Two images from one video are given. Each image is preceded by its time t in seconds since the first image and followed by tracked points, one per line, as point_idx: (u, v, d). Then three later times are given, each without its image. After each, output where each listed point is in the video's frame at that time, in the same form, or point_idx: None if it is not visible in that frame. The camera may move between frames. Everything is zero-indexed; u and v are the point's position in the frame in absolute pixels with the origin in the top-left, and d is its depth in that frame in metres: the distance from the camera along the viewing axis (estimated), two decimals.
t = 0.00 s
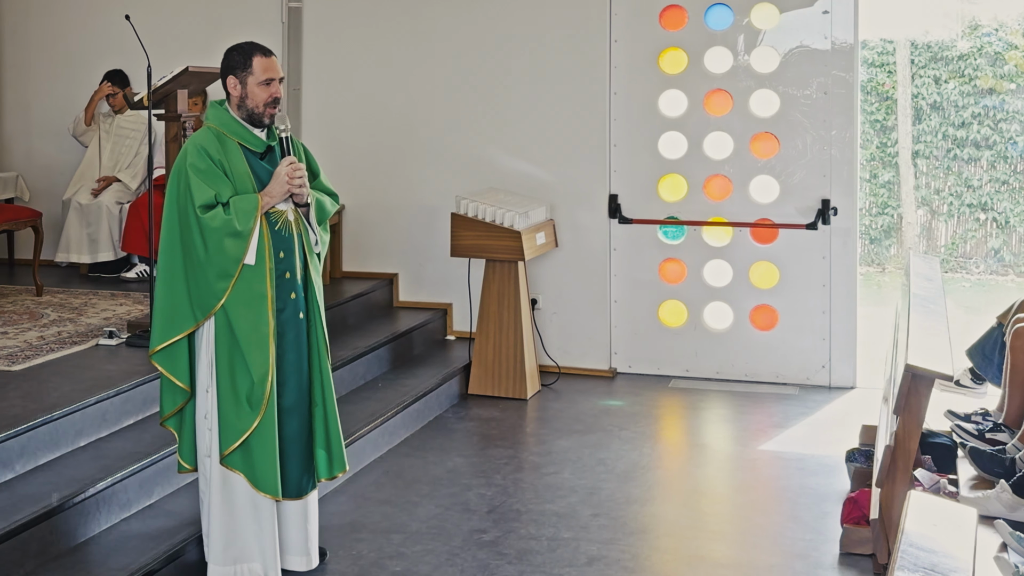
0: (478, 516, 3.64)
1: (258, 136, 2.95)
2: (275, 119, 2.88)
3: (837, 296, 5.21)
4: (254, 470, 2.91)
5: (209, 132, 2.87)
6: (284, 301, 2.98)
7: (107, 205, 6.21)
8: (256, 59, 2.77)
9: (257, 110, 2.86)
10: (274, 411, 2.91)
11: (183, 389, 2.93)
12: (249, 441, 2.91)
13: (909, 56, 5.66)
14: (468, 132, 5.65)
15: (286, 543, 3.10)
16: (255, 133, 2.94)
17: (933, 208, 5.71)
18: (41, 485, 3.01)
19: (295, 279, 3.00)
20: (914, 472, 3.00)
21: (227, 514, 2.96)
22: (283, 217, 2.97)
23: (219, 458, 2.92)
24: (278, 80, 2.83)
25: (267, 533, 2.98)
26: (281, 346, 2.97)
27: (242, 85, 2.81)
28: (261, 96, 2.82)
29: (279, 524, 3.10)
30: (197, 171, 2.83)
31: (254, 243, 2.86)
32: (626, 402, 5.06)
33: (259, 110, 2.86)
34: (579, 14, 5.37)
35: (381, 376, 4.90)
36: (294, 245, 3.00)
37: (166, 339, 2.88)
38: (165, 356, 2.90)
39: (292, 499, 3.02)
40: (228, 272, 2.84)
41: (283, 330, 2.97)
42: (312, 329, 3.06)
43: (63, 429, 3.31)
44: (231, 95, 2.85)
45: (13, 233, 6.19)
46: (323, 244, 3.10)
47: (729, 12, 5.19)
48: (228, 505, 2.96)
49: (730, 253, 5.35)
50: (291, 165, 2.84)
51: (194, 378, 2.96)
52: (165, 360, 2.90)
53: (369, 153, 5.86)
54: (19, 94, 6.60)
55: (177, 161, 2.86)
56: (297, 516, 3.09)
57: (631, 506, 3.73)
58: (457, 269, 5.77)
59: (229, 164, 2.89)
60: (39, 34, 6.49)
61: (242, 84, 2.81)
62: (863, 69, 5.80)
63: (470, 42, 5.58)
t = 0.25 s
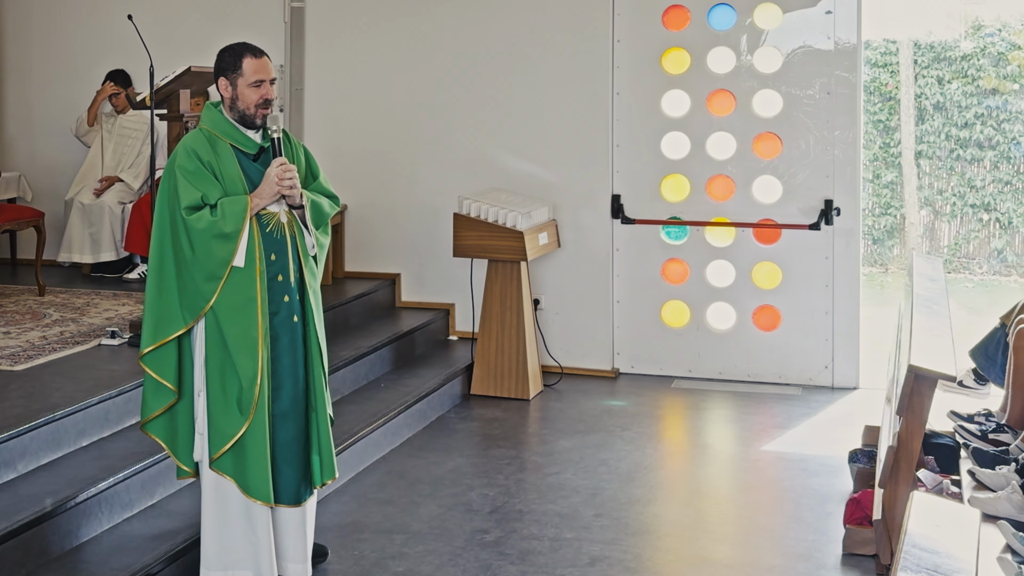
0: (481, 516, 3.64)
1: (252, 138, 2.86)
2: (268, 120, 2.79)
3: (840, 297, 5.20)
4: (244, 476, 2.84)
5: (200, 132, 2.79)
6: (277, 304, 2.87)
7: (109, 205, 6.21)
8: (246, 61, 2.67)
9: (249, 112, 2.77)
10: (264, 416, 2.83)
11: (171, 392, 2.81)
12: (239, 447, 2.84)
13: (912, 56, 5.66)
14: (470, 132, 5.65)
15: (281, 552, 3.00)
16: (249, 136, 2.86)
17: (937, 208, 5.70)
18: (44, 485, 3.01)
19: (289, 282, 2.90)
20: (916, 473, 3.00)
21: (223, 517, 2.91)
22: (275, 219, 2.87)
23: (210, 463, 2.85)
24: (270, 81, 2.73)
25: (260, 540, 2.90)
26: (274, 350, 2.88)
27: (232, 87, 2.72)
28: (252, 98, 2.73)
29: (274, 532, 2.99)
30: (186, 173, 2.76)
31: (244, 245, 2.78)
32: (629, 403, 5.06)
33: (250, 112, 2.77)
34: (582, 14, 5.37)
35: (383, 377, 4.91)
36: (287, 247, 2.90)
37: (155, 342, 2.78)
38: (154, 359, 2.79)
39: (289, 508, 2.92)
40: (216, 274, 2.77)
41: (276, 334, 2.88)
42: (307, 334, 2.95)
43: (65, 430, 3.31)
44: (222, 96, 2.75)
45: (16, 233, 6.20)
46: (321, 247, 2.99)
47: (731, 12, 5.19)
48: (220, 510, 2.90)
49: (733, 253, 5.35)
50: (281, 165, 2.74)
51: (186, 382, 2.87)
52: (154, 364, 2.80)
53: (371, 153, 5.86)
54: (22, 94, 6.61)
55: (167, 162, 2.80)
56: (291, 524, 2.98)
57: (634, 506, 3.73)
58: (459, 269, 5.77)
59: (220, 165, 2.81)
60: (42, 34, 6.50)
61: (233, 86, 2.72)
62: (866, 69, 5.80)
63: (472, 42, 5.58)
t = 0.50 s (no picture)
0: (483, 515, 3.64)
1: (251, 138, 2.85)
2: (267, 120, 2.77)
3: (842, 295, 5.20)
4: (236, 478, 2.82)
5: (198, 133, 2.79)
6: (276, 305, 2.87)
7: (111, 204, 6.21)
8: (244, 60, 2.66)
9: (247, 111, 2.75)
10: (258, 418, 2.82)
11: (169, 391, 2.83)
12: (232, 448, 2.83)
13: (914, 55, 5.65)
14: (472, 131, 5.65)
15: (287, 554, 3.00)
16: (247, 135, 2.85)
17: (938, 207, 5.71)
18: (45, 485, 3.02)
19: (287, 282, 2.89)
20: (918, 472, 3.00)
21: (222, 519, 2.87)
22: (273, 219, 2.87)
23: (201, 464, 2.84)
24: (268, 80, 2.72)
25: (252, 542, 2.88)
26: (271, 351, 2.87)
27: (230, 86, 2.71)
28: (250, 97, 2.71)
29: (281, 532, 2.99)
30: (182, 173, 2.76)
31: (240, 245, 2.77)
32: (631, 402, 5.06)
33: (249, 111, 2.76)
34: (584, 13, 5.36)
35: (385, 376, 4.91)
36: (285, 247, 2.89)
37: (152, 342, 2.79)
38: (152, 358, 2.81)
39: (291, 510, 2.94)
40: (211, 274, 2.77)
41: (273, 335, 2.87)
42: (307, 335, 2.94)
43: (67, 429, 3.32)
44: (220, 96, 2.74)
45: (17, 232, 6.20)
46: (322, 247, 2.96)
47: (733, 11, 5.18)
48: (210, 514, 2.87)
49: (735, 252, 5.34)
50: (278, 166, 2.73)
51: (184, 382, 2.88)
52: (152, 363, 2.81)
53: (373, 153, 5.86)
54: (24, 94, 6.61)
55: (166, 162, 2.80)
56: (288, 526, 2.99)
57: (635, 505, 3.73)
58: (461, 268, 5.77)
59: (218, 166, 2.80)
60: (44, 34, 6.50)
61: (231, 86, 2.71)
62: (868, 67, 5.79)
63: (474, 41, 5.58)
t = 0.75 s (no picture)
0: (485, 515, 3.64)
1: (257, 138, 2.86)
2: (273, 122, 2.77)
3: (844, 295, 5.20)
4: (236, 480, 2.81)
5: (204, 135, 2.79)
6: (281, 307, 2.87)
7: (112, 204, 6.21)
8: (250, 62, 2.65)
9: (254, 113, 2.74)
10: (260, 419, 2.82)
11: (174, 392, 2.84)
12: (233, 450, 2.82)
13: (915, 55, 5.65)
14: (473, 131, 5.65)
15: (300, 556, 2.98)
16: (254, 136, 2.86)
17: (940, 207, 5.72)
18: (48, 485, 3.02)
19: (292, 284, 2.89)
20: (921, 471, 3.01)
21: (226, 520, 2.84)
22: (279, 221, 2.86)
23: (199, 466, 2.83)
24: (274, 83, 2.71)
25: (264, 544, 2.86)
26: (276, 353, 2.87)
27: (236, 88, 2.70)
28: (256, 99, 2.71)
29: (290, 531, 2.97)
30: (187, 174, 2.76)
31: (245, 246, 2.77)
32: (632, 402, 5.06)
33: (255, 113, 2.75)
34: (586, 12, 5.36)
35: (387, 376, 4.91)
36: (291, 249, 2.89)
37: (158, 343, 2.80)
38: (158, 359, 2.82)
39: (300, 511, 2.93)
40: (215, 276, 2.76)
41: (278, 337, 2.87)
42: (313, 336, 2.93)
43: (69, 428, 3.32)
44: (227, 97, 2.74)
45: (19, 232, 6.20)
46: (328, 248, 2.98)
47: (735, 11, 5.18)
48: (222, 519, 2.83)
49: (737, 252, 5.34)
50: (284, 168, 2.68)
51: (190, 382, 2.88)
52: (158, 362, 2.82)
53: (375, 153, 5.86)
54: (25, 94, 6.61)
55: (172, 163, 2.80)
56: (299, 527, 2.97)
57: (637, 505, 3.73)
58: (463, 268, 5.77)
59: (223, 168, 2.80)
60: (45, 34, 6.51)
61: (237, 88, 2.70)
62: (869, 67, 5.77)
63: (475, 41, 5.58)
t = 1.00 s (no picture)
0: (485, 514, 3.64)
1: (262, 136, 2.85)
2: (278, 118, 2.77)
3: (845, 295, 5.20)
4: (248, 477, 2.81)
5: (209, 133, 2.79)
6: (288, 304, 2.86)
7: (113, 204, 6.22)
8: (255, 60, 2.65)
9: (258, 110, 2.75)
10: (270, 416, 2.82)
11: (189, 391, 2.85)
12: (244, 447, 2.81)
13: (916, 54, 5.65)
14: (474, 131, 5.65)
15: (301, 555, 2.96)
16: (260, 134, 2.85)
17: (941, 207, 5.72)
18: (48, 484, 3.02)
19: (299, 281, 2.88)
20: (921, 471, 3.01)
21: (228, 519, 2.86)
22: (285, 217, 2.86)
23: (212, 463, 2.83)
24: (278, 79, 2.71)
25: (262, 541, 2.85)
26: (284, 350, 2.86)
27: (241, 86, 2.70)
28: (260, 96, 2.71)
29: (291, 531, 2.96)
30: (192, 173, 2.75)
31: (251, 243, 2.77)
32: (633, 401, 5.06)
33: (260, 110, 2.75)
34: (586, 12, 5.36)
35: (387, 376, 4.91)
36: (297, 247, 2.88)
37: (170, 343, 2.80)
38: (173, 359, 2.81)
39: (309, 509, 2.91)
40: (223, 274, 2.76)
41: (286, 334, 2.86)
42: (321, 333, 2.93)
43: (69, 428, 3.32)
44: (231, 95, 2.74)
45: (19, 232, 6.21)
46: (338, 246, 2.97)
47: (735, 11, 5.18)
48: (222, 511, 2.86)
49: (737, 251, 5.34)
50: (289, 165, 2.69)
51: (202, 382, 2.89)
52: (172, 362, 2.81)
53: (375, 153, 5.86)
54: (26, 93, 6.62)
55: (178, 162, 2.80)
56: (301, 526, 2.95)
57: (638, 505, 3.73)
58: (463, 268, 5.77)
59: (229, 166, 2.80)
60: (45, 34, 6.51)
61: (241, 85, 2.70)
62: (870, 68, 5.75)
63: (476, 41, 5.58)
